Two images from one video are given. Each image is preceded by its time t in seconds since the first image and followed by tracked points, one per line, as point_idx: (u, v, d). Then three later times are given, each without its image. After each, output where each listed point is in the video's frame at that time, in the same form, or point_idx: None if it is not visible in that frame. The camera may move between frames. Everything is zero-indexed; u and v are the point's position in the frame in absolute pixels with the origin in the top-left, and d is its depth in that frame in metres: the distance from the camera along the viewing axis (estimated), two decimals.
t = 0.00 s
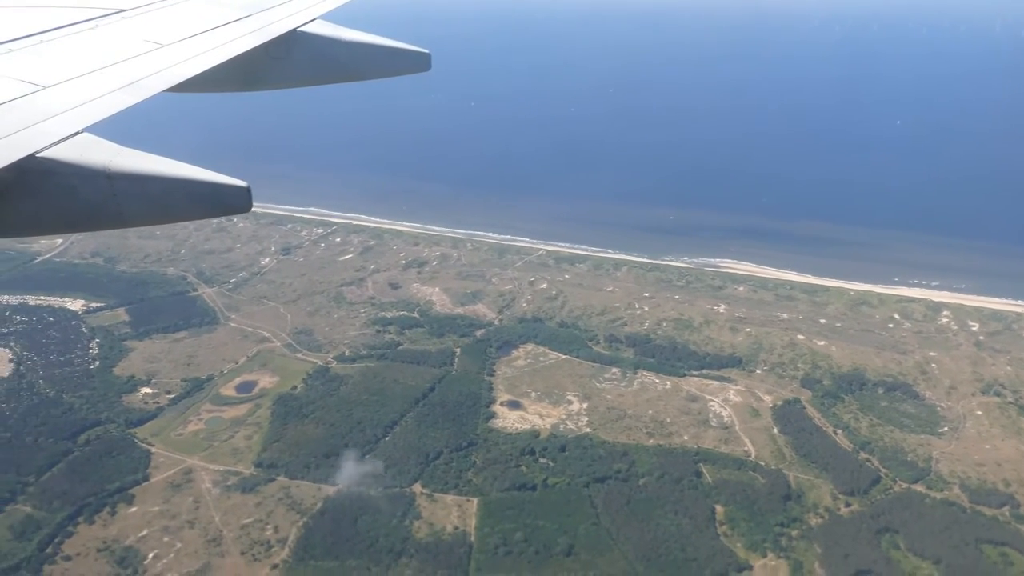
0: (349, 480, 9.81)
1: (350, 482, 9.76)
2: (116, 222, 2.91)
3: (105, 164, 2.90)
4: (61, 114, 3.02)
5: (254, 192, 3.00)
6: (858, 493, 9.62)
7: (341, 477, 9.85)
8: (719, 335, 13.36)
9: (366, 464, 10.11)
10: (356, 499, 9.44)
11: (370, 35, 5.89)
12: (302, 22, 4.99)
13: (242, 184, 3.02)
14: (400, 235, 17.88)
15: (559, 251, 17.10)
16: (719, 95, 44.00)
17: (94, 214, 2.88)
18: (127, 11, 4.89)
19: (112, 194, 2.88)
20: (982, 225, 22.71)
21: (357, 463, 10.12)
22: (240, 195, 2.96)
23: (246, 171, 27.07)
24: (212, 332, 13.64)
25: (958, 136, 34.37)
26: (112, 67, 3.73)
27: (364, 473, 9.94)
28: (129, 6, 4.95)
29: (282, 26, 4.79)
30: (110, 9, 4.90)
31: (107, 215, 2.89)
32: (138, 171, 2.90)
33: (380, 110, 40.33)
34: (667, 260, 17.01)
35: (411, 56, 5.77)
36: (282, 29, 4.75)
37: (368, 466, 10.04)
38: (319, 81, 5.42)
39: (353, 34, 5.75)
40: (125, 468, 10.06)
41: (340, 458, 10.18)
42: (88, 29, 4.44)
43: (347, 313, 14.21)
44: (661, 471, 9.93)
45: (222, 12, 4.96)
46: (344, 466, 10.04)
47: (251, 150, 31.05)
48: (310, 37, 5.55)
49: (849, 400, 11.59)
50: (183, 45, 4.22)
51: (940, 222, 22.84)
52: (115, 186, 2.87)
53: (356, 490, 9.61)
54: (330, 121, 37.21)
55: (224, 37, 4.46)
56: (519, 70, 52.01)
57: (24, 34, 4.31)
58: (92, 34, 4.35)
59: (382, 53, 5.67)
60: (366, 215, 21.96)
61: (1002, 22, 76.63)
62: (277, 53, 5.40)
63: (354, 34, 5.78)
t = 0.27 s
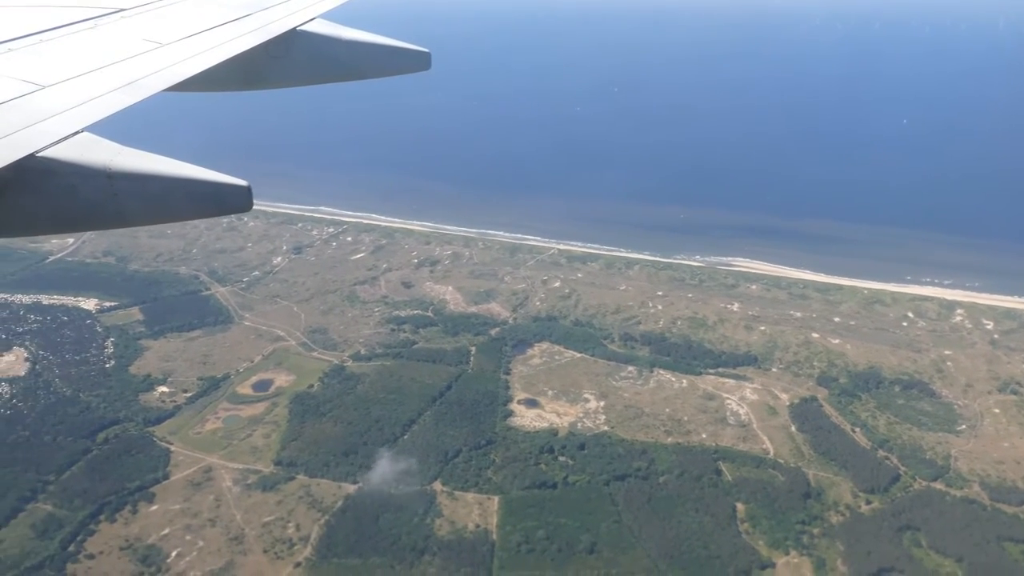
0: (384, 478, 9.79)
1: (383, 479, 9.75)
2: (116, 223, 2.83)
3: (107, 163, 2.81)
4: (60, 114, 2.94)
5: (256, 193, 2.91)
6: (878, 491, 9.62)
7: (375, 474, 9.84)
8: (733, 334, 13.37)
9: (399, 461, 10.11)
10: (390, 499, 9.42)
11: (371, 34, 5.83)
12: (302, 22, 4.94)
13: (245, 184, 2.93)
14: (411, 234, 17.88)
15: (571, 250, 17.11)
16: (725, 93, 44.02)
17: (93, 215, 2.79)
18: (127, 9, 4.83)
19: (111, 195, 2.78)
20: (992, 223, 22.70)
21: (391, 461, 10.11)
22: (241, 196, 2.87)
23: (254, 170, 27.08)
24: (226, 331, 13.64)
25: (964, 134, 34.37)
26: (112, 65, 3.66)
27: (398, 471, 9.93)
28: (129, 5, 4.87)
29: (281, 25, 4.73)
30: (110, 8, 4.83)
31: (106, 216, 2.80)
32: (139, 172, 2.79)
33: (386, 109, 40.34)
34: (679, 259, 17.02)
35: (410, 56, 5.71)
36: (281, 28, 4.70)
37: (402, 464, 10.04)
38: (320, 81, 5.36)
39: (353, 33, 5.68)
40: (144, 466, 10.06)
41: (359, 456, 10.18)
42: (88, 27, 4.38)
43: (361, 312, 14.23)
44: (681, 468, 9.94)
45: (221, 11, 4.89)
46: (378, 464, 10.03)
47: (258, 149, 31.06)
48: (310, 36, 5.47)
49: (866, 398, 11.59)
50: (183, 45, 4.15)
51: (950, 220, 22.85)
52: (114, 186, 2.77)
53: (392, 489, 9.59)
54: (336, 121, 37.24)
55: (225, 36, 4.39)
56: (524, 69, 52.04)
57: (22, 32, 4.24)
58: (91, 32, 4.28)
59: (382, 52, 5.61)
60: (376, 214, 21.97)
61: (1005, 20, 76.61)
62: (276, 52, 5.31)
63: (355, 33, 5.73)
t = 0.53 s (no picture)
0: (419, 474, 9.80)
1: (418, 476, 9.75)
2: (120, 218, 2.99)
3: (107, 160, 2.97)
4: (65, 109, 3.08)
5: (252, 186, 3.03)
6: (897, 488, 9.64)
7: (410, 471, 9.85)
8: (748, 332, 13.38)
9: (433, 457, 10.11)
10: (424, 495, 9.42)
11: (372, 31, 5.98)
12: (302, 20, 5.00)
13: (241, 179, 3.06)
14: (422, 232, 17.88)
15: (582, 248, 17.11)
16: (731, 92, 43.92)
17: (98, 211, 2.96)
18: (130, 7, 4.87)
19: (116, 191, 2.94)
20: (1005, 221, 22.63)
21: (425, 457, 10.12)
22: (238, 190, 2.99)
23: (262, 168, 27.03)
24: (240, 328, 13.64)
25: (973, 132, 34.30)
26: (113, 63, 3.71)
27: (431, 467, 9.94)
28: (131, 3, 4.93)
29: (281, 23, 4.79)
30: (112, 7, 4.88)
31: (110, 211, 2.97)
32: (138, 167, 2.95)
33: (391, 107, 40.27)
34: (691, 257, 17.02)
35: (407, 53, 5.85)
36: (282, 27, 4.75)
37: (436, 461, 10.03)
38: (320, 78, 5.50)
39: (355, 31, 5.84)
40: (165, 463, 10.07)
41: (377, 453, 10.18)
42: (91, 25, 4.42)
43: (375, 309, 14.23)
44: (700, 465, 9.95)
45: (223, 9, 4.93)
46: (412, 460, 10.04)
47: (265, 146, 31.00)
48: (311, 35, 5.65)
49: (882, 395, 11.61)
50: (184, 43, 4.21)
51: (963, 218, 22.78)
52: (117, 183, 2.93)
53: (428, 487, 9.58)
54: (342, 119, 37.16)
55: (225, 35, 4.45)
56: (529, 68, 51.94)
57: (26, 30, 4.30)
58: (94, 30, 4.33)
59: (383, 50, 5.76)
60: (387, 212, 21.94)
61: (1010, 18, 76.39)
62: (279, 49, 5.47)
63: (356, 31, 5.88)
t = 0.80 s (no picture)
0: (448, 471, 9.84)
1: (447, 473, 9.78)
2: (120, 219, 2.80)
3: (107, 160, 2.78)
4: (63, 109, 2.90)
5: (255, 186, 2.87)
6: (913, 485, 9.64)
7: (438, 468, 9.88)
8: (760, 329, 13.39)
9: (462, 454, 10.14)
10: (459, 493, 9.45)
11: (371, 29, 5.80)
12: (301, 19, 4.91)
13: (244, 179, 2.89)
14: (431, 230, 17.88)
15: (591, 246, 17.10)
16: (735, 90, 43.90)
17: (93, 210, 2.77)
18: (128, 6, 4.80)
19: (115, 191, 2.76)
20: (1012, 219, 22.64)
21: (454, 454, 10.15)
22: (240, 190, 2.82)
23: (267, 166, 27.03)
24: (252, 327, 13.64)
25: (978, 131, 34.31)
26: (113, 63, 3.63)
27: (460, 464, 9.97)
28: (129, 4, 4.85)
29: (280, 21, 4.71)
30: (111, 6, 4.82)
31: (107, 211, 2.78)
32: (140, 168, 2.77)
33: (395, 106, 40.25)
34: (700, 255, 17.03)
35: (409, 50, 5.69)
36: (282, 25, 4.66)
37: (465, 458, 10.06)
38: (321, 77, 5.35)
39: (355, 29, 5.67)
40: (181, 461, 10.07)
41: (393, 451, 10.19)
42: (91, 24, 4.34)
43: (386, 307, 14.23)
44: (717, 463, 9.97)
45: (221, 8, 4.85)
46: (441, 457, 10.07)
47: (269, 144, 30.98)
48: (312, 32, 5.50)
49: (896, 393, 11.61)
50: (184, 41, 4.12)
51: (970, 216, 22.79)
52: (116, 182, 2.75)
53: (456, 484, 9.61)
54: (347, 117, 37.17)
55: (226, 33, 4.37)
56: (532, 66, 51.95)
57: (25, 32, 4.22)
58: (93, 30, 4.25)
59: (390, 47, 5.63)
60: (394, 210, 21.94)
61: (1012, 16, 76.35)
62: (279, 47, 5.35)
63: (355, 29, 5.70)
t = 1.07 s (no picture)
0: (482, 469, 9.85)
1: (480, 471, 9.80)
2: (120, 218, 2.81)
3: (107, 158, 2.78)
4: (63, 108, 2.89)
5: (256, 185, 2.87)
6: (933, 483, 9.65)
7: (471, 466, 9.89)
8: (774, 328, 13.40)
9: (495, 452, 10.16)
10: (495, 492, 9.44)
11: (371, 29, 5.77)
12: (305, 16, 4.86)
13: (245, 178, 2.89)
14: (441, 229, 17.88)
15: (602, 245, 17.11)
16: (741, 89, 43.87)
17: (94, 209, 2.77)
18: (130, 3, 4.73)
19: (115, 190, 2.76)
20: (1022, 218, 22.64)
21: (487, 452, 10.17)
22: (241, 188, 2.83)
23: (274, 165, 26.99)
24: (266, 325, 13.65)
25: (984, 130, 34.31)
26: (114, 61, 3.57)
27: (494, 461, 9.98)
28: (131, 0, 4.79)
29: (282, 18, 4.64)
30: (111, 3, 4.72)
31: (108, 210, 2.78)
32: (140, 166, 2.77)
33: (400, 104, 40.22)
34: (712, 254, 17.04)
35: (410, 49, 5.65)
36: (283, 23, 4.61)
37: (498, 455, 10.09)
38: (320, 75, 5.32)
39: (355, 28, 5.64)
40: (200, 459, 10.11)
41: (412, 448, 10.19)
42: (92, 21, 4.28)
43: (400, 305, 14.23)
44: (736, 461, 9.99)
45: (221, 6, 4.76)
46: (474, 455, 10.08)
47: (276, 143, 30.95)
48: (311, 29, 5.47)
49: (912, 391, 11.62)
50: (187, 39, 4.07)
51: (980, 215, 22.80)
52: (117, 182, 2.75)
53: (491, 482, 9.60)
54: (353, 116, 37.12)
55: (228, 31, 4.32)
56: (536, 65, 51.89)
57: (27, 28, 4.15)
58: (95, 27, 4.18)
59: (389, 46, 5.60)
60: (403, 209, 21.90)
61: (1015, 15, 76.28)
62: (279, 45, 5.33)
63: (355, 28, 5.67)
